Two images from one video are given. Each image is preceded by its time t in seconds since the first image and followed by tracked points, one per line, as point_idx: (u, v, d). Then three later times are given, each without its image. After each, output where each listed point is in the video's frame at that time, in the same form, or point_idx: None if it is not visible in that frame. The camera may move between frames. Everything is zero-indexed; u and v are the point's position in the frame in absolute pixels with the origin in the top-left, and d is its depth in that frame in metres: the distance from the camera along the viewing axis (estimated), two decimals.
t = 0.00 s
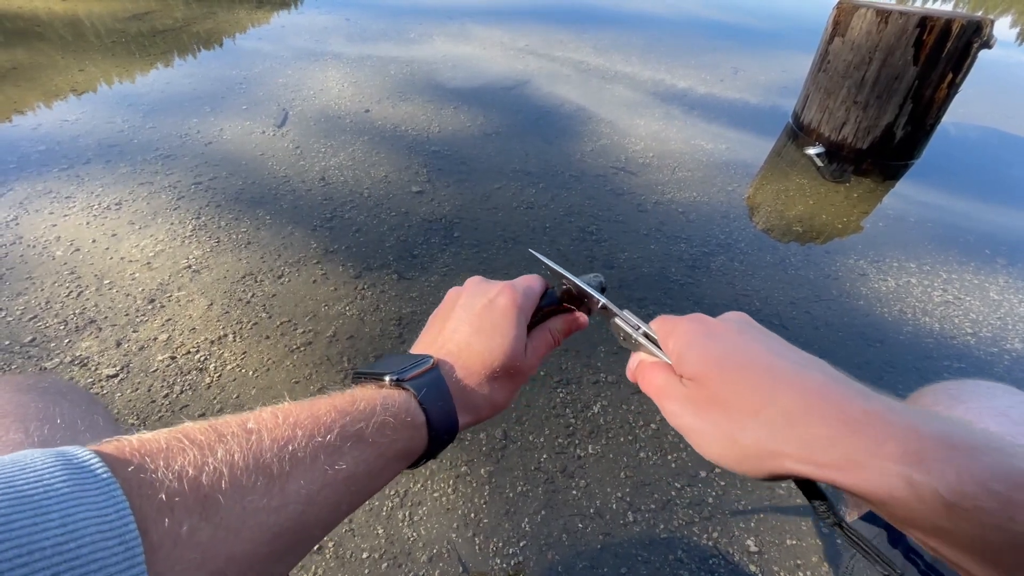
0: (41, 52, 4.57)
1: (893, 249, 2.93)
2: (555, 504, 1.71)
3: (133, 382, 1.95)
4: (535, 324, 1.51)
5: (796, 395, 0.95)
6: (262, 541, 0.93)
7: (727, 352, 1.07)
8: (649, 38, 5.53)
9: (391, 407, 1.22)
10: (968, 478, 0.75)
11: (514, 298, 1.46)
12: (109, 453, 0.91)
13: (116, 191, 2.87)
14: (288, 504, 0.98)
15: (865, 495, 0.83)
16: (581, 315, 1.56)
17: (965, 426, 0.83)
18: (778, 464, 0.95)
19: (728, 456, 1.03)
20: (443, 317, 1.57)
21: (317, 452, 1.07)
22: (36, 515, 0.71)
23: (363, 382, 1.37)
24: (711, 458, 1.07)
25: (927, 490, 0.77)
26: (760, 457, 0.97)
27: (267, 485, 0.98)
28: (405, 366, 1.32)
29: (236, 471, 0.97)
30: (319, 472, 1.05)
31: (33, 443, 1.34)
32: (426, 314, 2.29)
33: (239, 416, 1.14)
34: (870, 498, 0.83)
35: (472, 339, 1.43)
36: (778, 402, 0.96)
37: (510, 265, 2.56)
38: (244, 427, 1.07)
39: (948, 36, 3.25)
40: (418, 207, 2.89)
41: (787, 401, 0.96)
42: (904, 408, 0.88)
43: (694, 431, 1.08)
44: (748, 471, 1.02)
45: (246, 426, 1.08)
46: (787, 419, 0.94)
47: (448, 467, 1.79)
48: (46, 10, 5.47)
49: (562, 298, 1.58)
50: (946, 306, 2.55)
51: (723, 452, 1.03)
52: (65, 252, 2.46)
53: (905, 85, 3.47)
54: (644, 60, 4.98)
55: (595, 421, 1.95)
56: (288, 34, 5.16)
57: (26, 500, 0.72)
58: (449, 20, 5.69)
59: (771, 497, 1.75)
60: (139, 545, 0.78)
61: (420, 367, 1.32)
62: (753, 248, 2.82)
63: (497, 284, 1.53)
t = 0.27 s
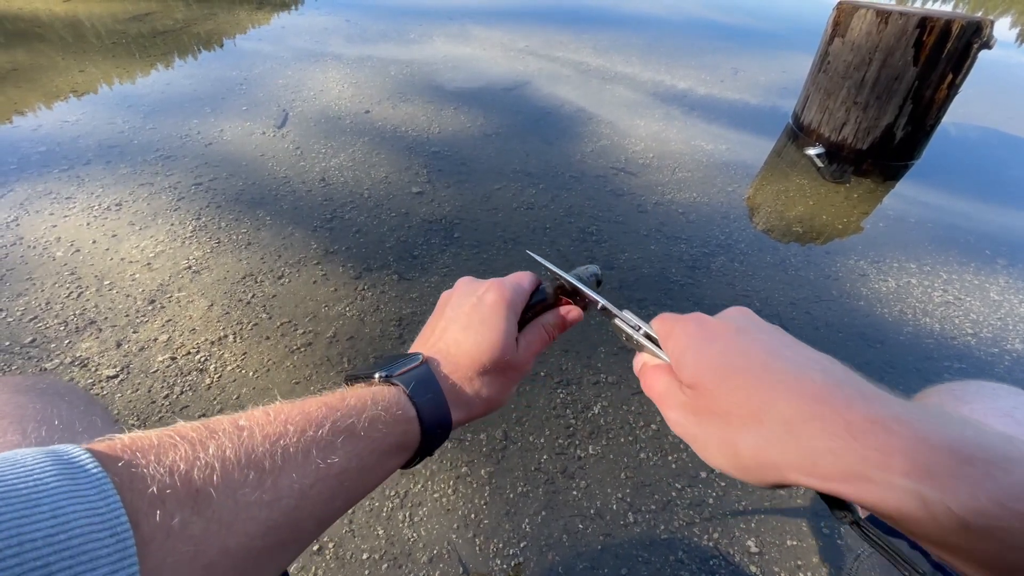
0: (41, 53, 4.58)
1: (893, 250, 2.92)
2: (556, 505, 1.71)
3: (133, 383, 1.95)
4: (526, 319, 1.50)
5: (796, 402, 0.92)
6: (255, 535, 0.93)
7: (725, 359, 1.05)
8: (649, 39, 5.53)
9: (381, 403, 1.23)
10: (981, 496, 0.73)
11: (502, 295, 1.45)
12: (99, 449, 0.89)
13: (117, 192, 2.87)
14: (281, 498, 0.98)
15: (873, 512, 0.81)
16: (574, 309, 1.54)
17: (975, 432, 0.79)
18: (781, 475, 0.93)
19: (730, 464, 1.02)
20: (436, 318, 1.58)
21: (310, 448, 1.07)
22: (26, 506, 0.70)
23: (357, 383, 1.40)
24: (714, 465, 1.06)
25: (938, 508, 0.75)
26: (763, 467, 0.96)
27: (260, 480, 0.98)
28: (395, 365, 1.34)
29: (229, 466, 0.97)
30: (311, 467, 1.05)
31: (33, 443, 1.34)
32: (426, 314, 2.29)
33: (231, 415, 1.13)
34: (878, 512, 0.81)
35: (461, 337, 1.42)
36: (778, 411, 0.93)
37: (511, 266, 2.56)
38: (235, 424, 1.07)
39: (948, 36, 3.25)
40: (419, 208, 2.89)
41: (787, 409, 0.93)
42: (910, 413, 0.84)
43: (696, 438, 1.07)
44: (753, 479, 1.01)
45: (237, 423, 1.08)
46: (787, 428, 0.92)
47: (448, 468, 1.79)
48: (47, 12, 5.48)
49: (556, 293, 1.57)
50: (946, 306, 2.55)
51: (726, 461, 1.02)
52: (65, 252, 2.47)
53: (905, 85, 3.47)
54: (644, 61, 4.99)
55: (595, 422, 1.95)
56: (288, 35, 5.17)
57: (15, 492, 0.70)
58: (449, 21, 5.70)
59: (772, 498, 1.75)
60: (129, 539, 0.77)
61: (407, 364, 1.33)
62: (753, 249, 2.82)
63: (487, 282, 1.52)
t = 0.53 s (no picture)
0: (42, 54, 4.59)
1: (893, 250, 2.93)
2: (555, 504, 1.71)
3: (134, 383, 1.95)
4: (528, 314, 1.52)
5: (812, 384, 0.95)
6: (260, 532, 0.92)
7: (742, 343, 1.08)
8: (649, 40, 5.54)
9: (386, 400, 1.23)
10: (1008, 471, 0.74)
11: (504, 291, 1.46)
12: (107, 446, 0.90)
13: (117, 193, 2.87)
14: (286, 496, 0.98)
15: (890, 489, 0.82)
16: (575, 303, 1.57)
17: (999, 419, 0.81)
18: (795, 456, 0.94)
19: (743, 448, 1.03)
20: (437, 314, 1.58)
21: (315, 445, 1.07)
22: (35, 504, 0.70)
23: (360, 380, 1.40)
24: (721, 449, 1.08)
25: (962, 484, 0.76)
26: (776, 447, 0.97)
27: (265, 477, 0.98)
28: (398, 363, 1.35)
29: (234, 462, 0.97)
30: (316, 465, 1.04)
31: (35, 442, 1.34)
32: (426, 315, 2.29)
33: (236, 411, 1.13)
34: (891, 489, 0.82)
35: (464, 332, 1.42)
36: (793, 391, 0.96)
37: (510, 266, 2.56)
38: (241, 421, 1.07)
39: (947, 36, 3.25)
40: (419, 208, 2.90)
41: (802, 390, 0.95)
42: (925, 397, 0.88)
43: (709, 422, 1.08)
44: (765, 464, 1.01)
45: (242, 420, 1.08)
46: (803, 407, 0.94)
47: (448, 468, 1.79)
48: (47, 13, 5.49)
49: (559, 286, 1.60)
50: (945, 306, 2.55)
51: (738, 443, 1.03)
52: (66, 253, 2.47)
53: (904, 86, 3.47)
54: (644, 62, 4.99)
55: (595, 422, 1.95)
56: (288, 36, 5.17)
57: (25, 490, 0.71)
58: (449, 22, 5.70)
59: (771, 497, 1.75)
60: (138, 536, 0.77)
61: (411, 362, 1.34)
62: (752, 249, 2.82)
63: (488, 277, 1.54)
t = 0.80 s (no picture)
0: (43, 55, 4.59)
1: (893, 251, 2.93)
2: (555, 505, 1.71)
3: (133, 384, 1.95)
4: (529, 316, 1.52)
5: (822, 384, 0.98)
6: (258, 536, 0.92)
7: (751, 347, 1.09)
8: (648, 41, 5.54)
9: (386, 405, 1.22)
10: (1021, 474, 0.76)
11: (506, 293, 1.46)
12: (105, 451, 0.89)
13: (117, 194, 2.87)
14: (284, 501, 0.97)
15: (902, 490, 0.84)
16: (576, 306, 1.57)
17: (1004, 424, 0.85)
18: (805, 457, 0.96)
19: (750, 450, 1.03)
20: (437, 316, 1.57)
21: (313, 449, 1.07)
22: (30, 510, 0.69)
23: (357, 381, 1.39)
24: (725, 449, 1.08)
25: (975, 485, 0.79)
26: (786, 449, 0.98)
27: (263, 481, 0.98)
28: (399, 365, 1.34)
29: (232, 466, 0.97)
30: (314, 469, 1.04)
31: (35, 442, 1.34)
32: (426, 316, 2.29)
33: (233, 415, 1.13)
34: (902, 489, 0.84)
35: (464, 335, 1.42)
36: (805, 391, 0.98)
37: (510, 267, 2.56)
38: (239, 426, 1.07)
39: (946, 37, 3.26)
40: (418, 209, 2.90)
41: (814, 390, 0.98)
42: (929, 398, 0.92)
43: (716, 424, 1.08)
44: (771, 468, 1.02)
45: (241, 424, 1.07)
46: (814, 406, 0.96)
47: (448, 469, 1.79)
48: (47, 14, 5.49)
49: (561, 289, 1.62)
50: (945, 307, 2.55)
51: (745, 445, 1.04)
52: (66, 254, 2.47)
53: (904, 86, 3.48)
54: (644, 63, 5.00)
55: (595, 423, 1.95)
56: (288, 37, 5.18)
57: (20, 495, 0.70)
58: (449, 23, 5.70)
59: (771, 498, 1.75)
60: (135, 540, 0.76)
61: (411, 365, 1.33)
62: (752, 250, 2.82)
63: (490, 278, 1.54)
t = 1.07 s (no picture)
0: (43, 56, 4.60)
1: (892, 250, 2.93)
2: (554, 504, 1.71)
3: (133, 384, 1.96)
4: (530, 311, 1.52)
5: (839, 364, 0.98)
6: (254, 530, 0.92)
7: (764, 329, 1.09)
8: (648, 41, 5.54)
9: (385, 399, 1.22)
10: None
11: (508, 287, 1.44)
12: (99, 445, 0.88)
13: (117, 194, 2.87)
14: (281, 495, 0.97)
15: (921, 464, 0.86)
16: (577, 302, 1.60)
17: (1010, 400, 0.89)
18: (821, 436, 0.95)
19: (762, 430, 1.02)
20: (437, 307, 1.55)
21: (310, 444, 1.06)
22: (26, 504, 0.69)
23: (356, 371, 1.37)
24: (735, 432, 1.06)
25: (995, 457, 0.81)
26: (802, 427, 0.97)
27: (260, 476, 0.97)
28: (398, 357, 1.32)
29: (227, 461, 0.96)
30: (312, 464, 1.03)
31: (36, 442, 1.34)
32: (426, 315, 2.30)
33: (229, 409, 1.12)
34: (924, 465, 0.85)
35: (466, 329, 1.42)
36: (823, 371, 0.98)
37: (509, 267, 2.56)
38: (235, 419, 1.06)
39: (945, 37, 3.27)
40: (418, 209, 2.90)
41: (833, 369, 0.97)
42: (939, 379, 0.94)
43: (725, 404, 1.06)
44: (781, 448, 1.02)
45: (237, 418, 1.06)
46: (833, 385, 0.95)
47: (447, 468, 1.79)
48: (47, 15, 5.49)
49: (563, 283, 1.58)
50: (944, 306, 2.55)
51: (757, 425, 1.02)
52: (66, 254, 2.47)
53: (903, 86, 3.48)
54: (643, 63, 5.00)
55: (594, 422, 1.95)
56: (288, 38, 5.18)
57: (15, 489, 0.70)
58: (449, 24, 5.71)
59: (770, 496, 1.75)
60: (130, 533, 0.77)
61: (412, 359, 1.31)
62: (752, 249, 2.83)
63: (491, 271, 1.51)
